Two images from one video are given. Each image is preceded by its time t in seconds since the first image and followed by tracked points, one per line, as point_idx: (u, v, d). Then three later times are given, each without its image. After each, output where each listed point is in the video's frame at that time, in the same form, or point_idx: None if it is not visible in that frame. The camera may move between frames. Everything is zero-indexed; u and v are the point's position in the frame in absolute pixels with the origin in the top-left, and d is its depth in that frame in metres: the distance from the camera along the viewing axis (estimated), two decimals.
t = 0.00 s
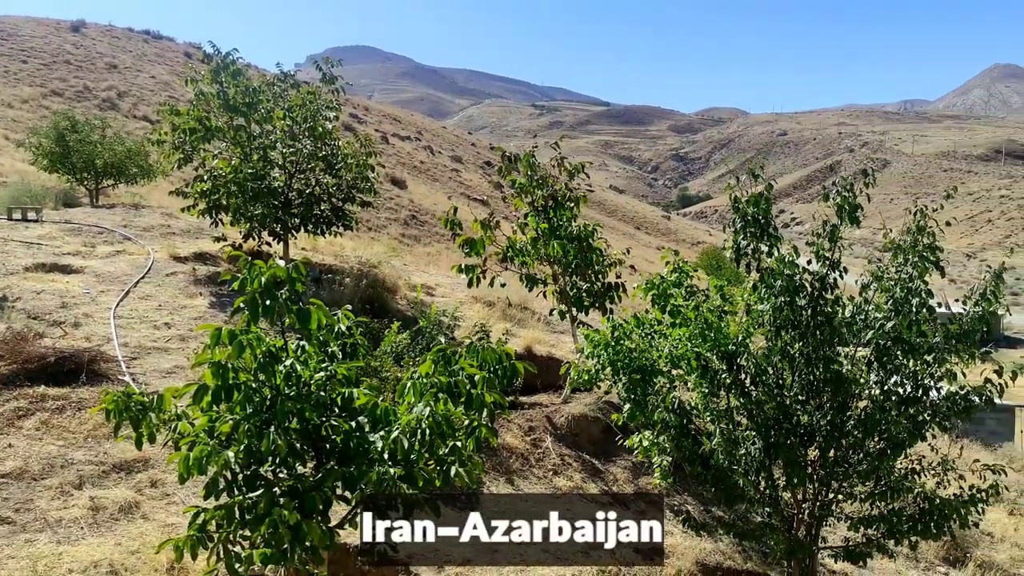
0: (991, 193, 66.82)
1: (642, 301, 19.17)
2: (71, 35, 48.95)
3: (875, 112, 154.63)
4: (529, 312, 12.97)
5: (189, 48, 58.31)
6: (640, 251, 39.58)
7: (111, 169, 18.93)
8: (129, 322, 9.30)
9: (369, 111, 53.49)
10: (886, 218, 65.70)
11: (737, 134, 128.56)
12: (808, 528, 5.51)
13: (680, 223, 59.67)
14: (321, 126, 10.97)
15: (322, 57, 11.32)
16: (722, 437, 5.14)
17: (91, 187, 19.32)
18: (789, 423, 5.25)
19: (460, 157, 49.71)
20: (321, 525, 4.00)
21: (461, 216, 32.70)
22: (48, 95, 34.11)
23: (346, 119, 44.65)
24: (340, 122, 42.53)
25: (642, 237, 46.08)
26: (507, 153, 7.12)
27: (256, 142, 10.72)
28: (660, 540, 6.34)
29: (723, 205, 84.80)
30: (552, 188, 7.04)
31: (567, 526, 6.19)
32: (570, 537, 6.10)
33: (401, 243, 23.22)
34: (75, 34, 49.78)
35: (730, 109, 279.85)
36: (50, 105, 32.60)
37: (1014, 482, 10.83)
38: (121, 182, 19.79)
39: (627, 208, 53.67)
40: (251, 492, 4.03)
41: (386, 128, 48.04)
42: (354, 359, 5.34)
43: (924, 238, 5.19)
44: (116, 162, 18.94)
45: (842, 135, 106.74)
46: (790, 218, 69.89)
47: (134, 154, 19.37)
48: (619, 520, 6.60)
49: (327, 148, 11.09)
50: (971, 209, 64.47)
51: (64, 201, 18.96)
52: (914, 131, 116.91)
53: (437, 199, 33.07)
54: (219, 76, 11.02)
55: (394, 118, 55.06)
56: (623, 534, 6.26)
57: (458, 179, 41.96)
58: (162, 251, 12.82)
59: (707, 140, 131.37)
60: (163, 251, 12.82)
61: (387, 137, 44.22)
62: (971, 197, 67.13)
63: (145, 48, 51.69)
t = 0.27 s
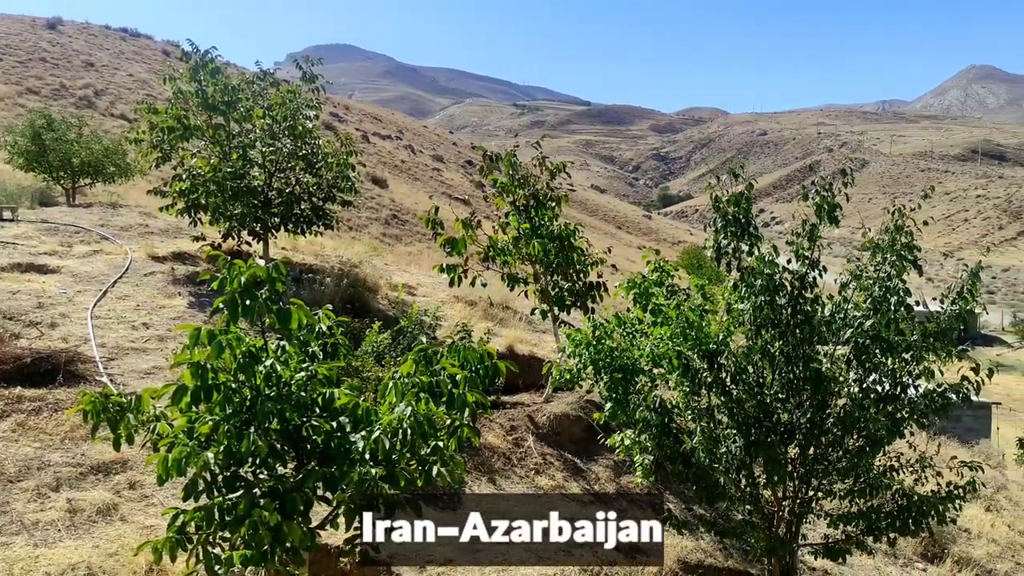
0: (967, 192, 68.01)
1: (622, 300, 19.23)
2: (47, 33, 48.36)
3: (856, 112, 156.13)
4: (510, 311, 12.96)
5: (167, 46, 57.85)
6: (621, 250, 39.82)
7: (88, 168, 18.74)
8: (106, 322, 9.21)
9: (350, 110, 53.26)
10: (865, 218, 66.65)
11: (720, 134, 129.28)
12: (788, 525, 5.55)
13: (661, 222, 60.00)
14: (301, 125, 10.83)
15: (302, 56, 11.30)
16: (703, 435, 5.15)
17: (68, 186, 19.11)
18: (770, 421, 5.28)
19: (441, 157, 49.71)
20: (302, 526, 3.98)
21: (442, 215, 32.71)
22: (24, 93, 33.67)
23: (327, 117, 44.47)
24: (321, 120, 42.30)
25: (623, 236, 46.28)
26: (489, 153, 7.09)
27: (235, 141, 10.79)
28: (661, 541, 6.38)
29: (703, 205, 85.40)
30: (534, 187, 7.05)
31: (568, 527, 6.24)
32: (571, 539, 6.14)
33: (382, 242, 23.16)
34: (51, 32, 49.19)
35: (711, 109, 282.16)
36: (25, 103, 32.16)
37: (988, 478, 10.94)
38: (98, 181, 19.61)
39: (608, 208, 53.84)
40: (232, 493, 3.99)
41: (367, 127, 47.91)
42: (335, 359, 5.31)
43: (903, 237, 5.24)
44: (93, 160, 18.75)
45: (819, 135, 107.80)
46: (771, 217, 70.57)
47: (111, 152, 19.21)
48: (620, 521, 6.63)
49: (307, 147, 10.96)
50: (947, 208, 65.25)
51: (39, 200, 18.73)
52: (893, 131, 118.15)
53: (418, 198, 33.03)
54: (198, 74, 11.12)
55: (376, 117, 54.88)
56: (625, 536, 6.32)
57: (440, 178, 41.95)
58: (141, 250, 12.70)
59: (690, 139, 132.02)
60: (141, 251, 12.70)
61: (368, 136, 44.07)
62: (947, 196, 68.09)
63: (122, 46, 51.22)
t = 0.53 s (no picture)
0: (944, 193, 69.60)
1: (604, 299, 19.24)
2: (22, 29, 47.66)
3: (837, 112, 157.62)
4: (492, 310, 12.93)
5: (144, 44, 57.24)
6: (603, 249, 40.06)
7: (64, 166, 18.50)
8: (83, 322, 9.11)
9: (329, 108, 52.93)
10: (845, 218, 68.06)
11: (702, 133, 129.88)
12: (768, 523, 5.59)
13: (643, 221, 60.31)
14: (282, 122, 10.79)
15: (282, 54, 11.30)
16: (683, 433, 5.17)
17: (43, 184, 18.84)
18: (750, 419, 5.30)
19: (422, 155, 49.65)
20: (283, 527, 3.95)
21: (424, 214, 32.69)
22: None
23: (306, 115, 44.18)
24: (301, 119, 42.01)
25: (605, 235, 46.41)
26: (469, 152, 7.10)
27: (213, 139, 10.59)
28: (661, 540, 6.42)
29: (684, 204, 85.78)
30: (515, 186, 7.04)
31: (567, 526, 6.30)
32: (571, 538, 6.21)
33: (363, 241, 23.05)
34: (26, 28, 48.51)
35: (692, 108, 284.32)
36: None
37: (965, 474, 10.99)
38: (74, 180, 19.36)
39: (590, 207, 53.94)
40: (212, 494, 3.95)
41: (347, 126, 47.73)
42: (315, 358, 5.26)
43: (881, 236, 5.27)
44: (69, 159, 18.53)
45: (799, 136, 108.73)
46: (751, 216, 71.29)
47: (87, 150, 18.99)
48: (620, 520, 6.67)
49: (287, 146, 10.90)
50: (924, 208, 67.09)
51: (13, 199, 18.45)
52: (871, 131, 119.79)
53: (399, 197, 32.92)
54: (176, 72, 11.00)
55: (357, 116, 54.60)
56: (625, 535, 6.41)
57: (420, 176, 41.87)
58: (117, 250, 12.55)
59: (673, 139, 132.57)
60: (118, 250, 12.55)
61: (348, 134, 43.83)
62: (924, 195, 69.88)
63: (98, 43, 50.63)
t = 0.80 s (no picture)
0: (920, 193, 70.69)
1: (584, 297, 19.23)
2: None
3: (819, 112, 158.72)
4: (473, 309, 12.94)
5: (120, 42, 56.72)
6: (583, 248, 40.30)
7: (38, 165, 18.29)
8: (58, 322, 9.03)
9: (309, 107, 52.64)
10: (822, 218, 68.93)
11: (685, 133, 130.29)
12: (747, 520, 5.62)
13: (623, 221, 60.67)
14: (260, 122, 10.53)
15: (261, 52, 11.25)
16: (664, 431, 5.18)
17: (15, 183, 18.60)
18: (729, 418, 5.32)
19: (402, 155, 49.61)
20: (261, 528, 3.91)
21: (404, 213, 32.69)
22: None
23: (285, 115, 43.98)
24: (281, 118, 41.75)
25: (586, 235, 46.48)
26: (450, 151, 7.08)
27: (190, 137, 10.49)
28: (660, 540, 6.49)
29: (664, 204, 86.10)
30: (495, 186, 7.03)
31: (567, 526, 6.34)
32: (571, 537, 6.26)
33: (343, 241, 22.97)
34: None
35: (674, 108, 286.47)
36: None
37: (940, 470, 11.02)
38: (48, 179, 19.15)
39: (571, 207, 54.00)
40: (189, 496, 3.90)
41: (326, 125, 47.54)
42: (294, 359, 5.21)
43: (858, 236, 5.29)
44: (43, 157, 18.32)
45: (778, 135, 109.22)
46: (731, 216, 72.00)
47: (62, 149, 18.81)
48: (620, 520, 6.74)
49: (265, 145, 10.79)
50: (901, 208, 68.54)
51: None
52: (849, 131, 121.41)
53: (379, 197, 32.81)
54: (152, 71, 10.86)
55: (337, 116, 54.34)
56: (625, 535, 6.45)
57: (401, 176, 41.86)
58: (93, 249, 12.43)
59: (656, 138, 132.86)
60: (93, 250, 12.43)
61: (328, 134, 43.60)
62: (901, 195, 71.58)
63: (74, 41, 50.14)
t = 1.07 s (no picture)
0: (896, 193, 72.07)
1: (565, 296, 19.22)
2: None
3: (802, 112, 159.80)
4: (454, 309, 12.93)
5: (97, 39, 56.18)
6: (564, 247, 40.42)
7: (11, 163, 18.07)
8: (34, 323, 8.92)
9: (289, 106, 52.29)
10: (800, 217, 69.78)
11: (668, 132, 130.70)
12: (728, 518, 5.64)
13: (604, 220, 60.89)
14: (238, 120, 10.61)
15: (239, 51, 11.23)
16: (645, 430, 5.19)
17: None
18: (709, 416, 5.34)
19: (382, 153, 49.51)
20: (240, 529, 3.87)
21: (384, 212, 32.63)
22: None
23: (264, 113, 43.69)
24: (260, 116, 41.42)
25: (567, 234, 46.51)
26: (431, 150, 7.08)
27: (168, 135, 10.42)
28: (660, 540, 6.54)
29: (643, 203, 86.30)
30: (476, 185, 7.02)
31: (569, 527, 6.44)
32: (572, 538, 6.36)
33: (323, 240, 22.87)
34: None
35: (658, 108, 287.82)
36: None
37: (918, 467, 11.05)
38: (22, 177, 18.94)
39: (552, 206, 54.04)
40: (168, 497, 3.85)
41: (306, 123, 47.33)
42: (274, 359, 5.17)
43: (837, 235, 5.33)
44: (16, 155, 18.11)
45: (760, 135, 109.78)
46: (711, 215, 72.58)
47: (36, 147, 18.60)
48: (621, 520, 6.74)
49: (244, 143, 10.82)
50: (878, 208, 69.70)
51: None
52: (828, 131, 122.76)
53: (359, 196, 32.68)
54: (129, 69, 10.77)
55: (317, 114, 54.04)
56: (625, 535, 6.45)
57: (381, 175, 41.75)
58: (69, 249, 12.30)
59: (640, 137, 133.15)
60: (70, 249, 12.31)
61: (308, 132, 43.33)
62: (879, 195, 72.77)
63: (49, 38, 49.54)
